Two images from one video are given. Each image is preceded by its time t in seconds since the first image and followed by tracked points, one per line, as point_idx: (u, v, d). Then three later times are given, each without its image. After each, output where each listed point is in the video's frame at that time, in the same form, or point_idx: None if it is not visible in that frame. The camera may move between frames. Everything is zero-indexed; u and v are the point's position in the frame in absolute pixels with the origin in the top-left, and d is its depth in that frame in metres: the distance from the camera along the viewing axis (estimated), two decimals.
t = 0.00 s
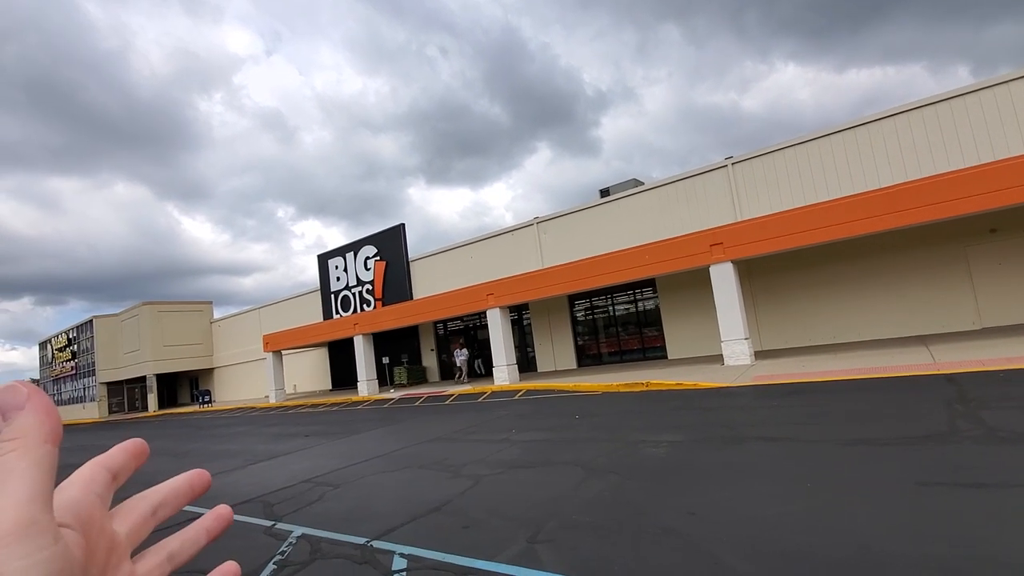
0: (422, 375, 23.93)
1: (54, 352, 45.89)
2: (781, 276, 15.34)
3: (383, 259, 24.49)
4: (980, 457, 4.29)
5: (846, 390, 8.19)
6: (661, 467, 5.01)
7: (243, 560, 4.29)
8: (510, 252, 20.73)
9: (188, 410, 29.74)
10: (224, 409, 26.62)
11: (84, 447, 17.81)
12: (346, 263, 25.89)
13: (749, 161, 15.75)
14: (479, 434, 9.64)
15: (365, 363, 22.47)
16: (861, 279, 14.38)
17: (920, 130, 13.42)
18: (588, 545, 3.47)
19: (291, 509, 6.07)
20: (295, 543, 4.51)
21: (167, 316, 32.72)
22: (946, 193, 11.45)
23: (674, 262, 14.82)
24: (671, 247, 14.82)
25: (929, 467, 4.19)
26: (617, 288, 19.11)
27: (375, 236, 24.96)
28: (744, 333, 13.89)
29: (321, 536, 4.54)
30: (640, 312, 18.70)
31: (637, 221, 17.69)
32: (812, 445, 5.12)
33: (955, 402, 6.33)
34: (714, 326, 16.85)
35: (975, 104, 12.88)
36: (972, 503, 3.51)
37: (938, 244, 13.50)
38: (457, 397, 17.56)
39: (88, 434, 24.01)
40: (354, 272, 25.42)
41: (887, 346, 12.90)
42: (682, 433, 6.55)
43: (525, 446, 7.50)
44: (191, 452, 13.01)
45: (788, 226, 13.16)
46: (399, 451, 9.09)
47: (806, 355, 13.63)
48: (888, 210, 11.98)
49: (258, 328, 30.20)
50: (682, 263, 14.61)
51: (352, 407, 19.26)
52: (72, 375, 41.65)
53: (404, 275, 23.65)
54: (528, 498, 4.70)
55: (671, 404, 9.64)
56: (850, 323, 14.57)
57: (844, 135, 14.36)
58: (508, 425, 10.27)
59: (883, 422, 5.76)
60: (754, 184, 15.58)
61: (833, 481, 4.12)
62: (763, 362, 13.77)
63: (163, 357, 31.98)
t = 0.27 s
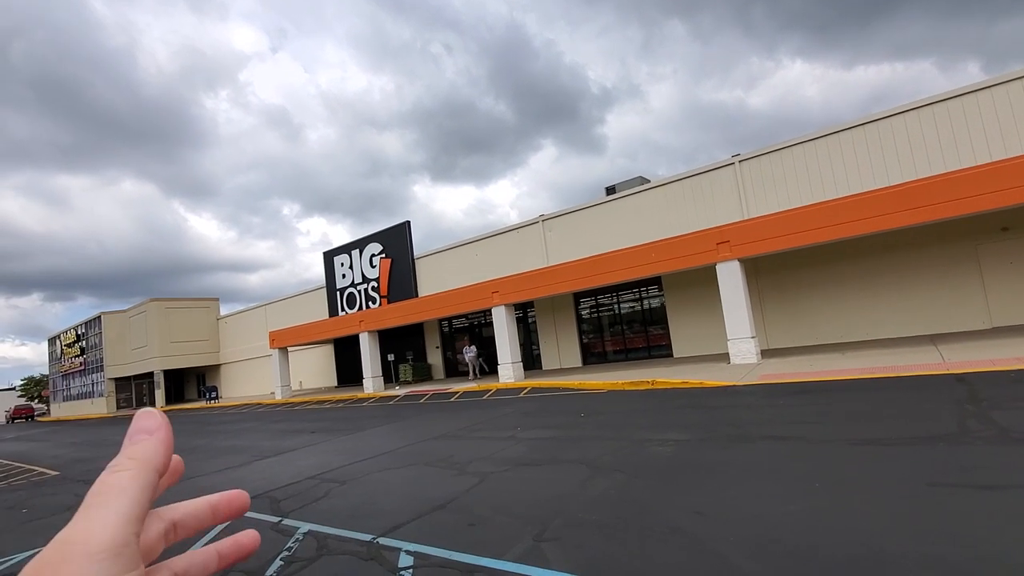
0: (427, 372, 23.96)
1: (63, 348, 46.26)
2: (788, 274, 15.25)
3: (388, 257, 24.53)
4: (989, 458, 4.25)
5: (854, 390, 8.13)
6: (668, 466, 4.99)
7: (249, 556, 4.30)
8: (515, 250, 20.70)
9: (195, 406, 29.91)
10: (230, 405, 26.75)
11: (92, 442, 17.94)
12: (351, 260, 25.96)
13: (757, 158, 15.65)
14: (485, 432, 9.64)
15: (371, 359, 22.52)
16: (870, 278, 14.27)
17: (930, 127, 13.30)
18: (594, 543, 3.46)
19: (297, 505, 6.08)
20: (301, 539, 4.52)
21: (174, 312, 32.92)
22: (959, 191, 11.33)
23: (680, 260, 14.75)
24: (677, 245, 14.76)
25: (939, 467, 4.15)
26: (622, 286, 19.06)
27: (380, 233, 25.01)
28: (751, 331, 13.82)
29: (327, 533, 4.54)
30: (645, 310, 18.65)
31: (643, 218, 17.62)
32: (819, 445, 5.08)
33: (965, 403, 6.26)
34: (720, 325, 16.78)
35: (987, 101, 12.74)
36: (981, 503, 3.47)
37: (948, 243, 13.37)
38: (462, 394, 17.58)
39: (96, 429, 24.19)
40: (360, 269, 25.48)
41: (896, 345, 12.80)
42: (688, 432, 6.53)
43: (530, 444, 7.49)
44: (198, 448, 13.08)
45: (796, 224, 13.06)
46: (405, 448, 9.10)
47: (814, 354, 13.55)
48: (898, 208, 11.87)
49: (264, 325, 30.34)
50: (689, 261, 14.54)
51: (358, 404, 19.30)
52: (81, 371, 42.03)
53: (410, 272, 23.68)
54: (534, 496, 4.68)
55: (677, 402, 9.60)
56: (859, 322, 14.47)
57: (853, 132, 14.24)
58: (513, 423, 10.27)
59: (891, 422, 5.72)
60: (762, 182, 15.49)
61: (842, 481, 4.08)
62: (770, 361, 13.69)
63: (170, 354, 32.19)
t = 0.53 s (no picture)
0: (428, 371, 23.94)
1: (66, 338, 46.47)
2: (793, 280, 15.19)
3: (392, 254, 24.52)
4: (999, 469, 4.20)
5: (858, 398, 8.09)
6: (672, 470, 4.96)
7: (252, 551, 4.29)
8: (519, 250, 20.68)
9: (196, 399, 29.97)
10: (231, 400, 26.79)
11: (93, 433, 17.99)
12: (355, 257, 25.97)
13: (764, 163, 15.60)
14: (486, 432, 9.61)
15: (373, 357, 22.53)
16: (875, 286, 14.21)
17: (938, 136, 13.24)
18: (599, 545, 3.45)
19: (299, 501, 6.07)
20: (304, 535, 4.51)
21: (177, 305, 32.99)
22: (967, 200, 11.27)
23: (685, 264, 14.72)
24: (682, 248, 14.71)
25: (949, 478, 4.11)
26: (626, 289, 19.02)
27: (384, 231, 25.01)
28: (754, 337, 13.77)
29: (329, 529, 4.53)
30: (648, 313, 18.60)
31: (648, 221, 17.58)
32: (826, 452, 5.04)
33: (971, 413, 6.21)
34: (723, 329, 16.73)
35: (996, 110, 12.68)
36: (991, 514, 3.44)
37: (955, 252, 13.31)
38: (463, 393, 17.56)
39: (97, 420, 24.26)
40: (363, 266, 25.49)
41: (900, 354, 12.75)
42: (692, 436, 6.49)
43: (533, 445, 7.46)
44: (199, 441, 13.10)
45: (802, 229, 13.01)
46: (406, 446, 9.08)
47: (817, 360, 13.50)
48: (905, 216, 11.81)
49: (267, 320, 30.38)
50: (694, 265, 14.49)
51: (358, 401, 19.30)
52: (82, 361, 42.20)
53: (413, 271, 23.68)
54: (538, 497, 4.66)
55: (679, 406, 9.57)
56: (863, 329, 14.41)
57: (861, 139, 14.19)
58: (515, 423, 10.24)
59: (897, 431, 5.68)
60: (768, 187, 15.44)
61: (851, 489, 4.04)
62: (773, 366, 13.63)
63: (172, 346, 32.27)
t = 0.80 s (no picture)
0: (426, 372, 23.89)
1: (64, 331, 46.31)
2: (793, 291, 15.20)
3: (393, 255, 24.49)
4: (1004, 486, 4.18)
5: (860, 410, 8.06)
6: (675, 478, 4.94)
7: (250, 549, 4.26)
8: (521, 254, 20.66)
9: (192, 395, 29.85)
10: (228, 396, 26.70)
11: (89, 426, 17.89)
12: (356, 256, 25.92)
13: (768, 173, 15.60)
14: (486, 435, 9.58)
15: (371, 357, 22.47)
16: (876, 298, 14.22)
17: (942, 150, 13.25)
18: (603, 553, 3.43)
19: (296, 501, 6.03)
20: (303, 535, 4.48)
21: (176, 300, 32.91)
22: (972, 215, 11.25)
23: (687, 272, 14.70)
24: (683, 256, 14.71)
25: (953, 493, 4.10)
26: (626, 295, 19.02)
27: (386, 231, 24.98)
28: (754, 346, 13.75)
29: (329, 530, 4.50)
30: (648, 320, 18.59)
31: (650, 228, 17.59)
32: (829, 464, 5.02)
33: (976, 428, 6.18)
34: (723, 338, 16.73)
35: (1001, 127, 12.67)
36: (997, 531, 3.42)
37: (957, 266, 13.31)
38: (461, 396, 17.51)
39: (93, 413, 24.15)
40: (364, 266, 25.45)
41: (900, 367, 12.72)
42: (694, 444, 6.47)
43: (533, 449, 7.44)
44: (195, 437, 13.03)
45: (805, 240, 12.99)
46: (405, 447, 9.04)
47: (817, 371, 13.48)
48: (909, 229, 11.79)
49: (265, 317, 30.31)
50: (695, 273, 14.48)
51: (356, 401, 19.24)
52: (80, 354, 42.09)
53: (414, 271, 23.65)
54: (538, 502, 4.65)
55: (679, 414, 9.53)
56: (863, 341, 14.40)
57: (865, 151, 14.20)
58: (514, 427, 10.20)
59: (900, 444, 5.66)
60: (771, 197, 15.45)
61: (855, 503, 4.02)
62: (773, 376, 13.61)
63: (169, 341, 32.19)
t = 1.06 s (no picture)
0: (424, 378, 23.75)
1: (56, 336, 45.85)
2: (792, 299, 15.19)
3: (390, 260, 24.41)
4: (1015, 494, 4.14)
5: (863, 418, 8.01)
6: (680, 486, 4.87)
7: (248, 559, 4.17)
8: (519, 260, 20.60)
9: (186, 401, 29.58)
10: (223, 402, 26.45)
11: (82, 432, 17.65)
12: (353, 261, 25.84)
13: (766, 181, 15.62)
14: (485, 442, 9.48)
15: (368, 363, 22.32)
16: (875, 306, 14.21)
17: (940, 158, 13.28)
18: (611, 562, 3.37)
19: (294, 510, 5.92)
20: (303, 544, 4.39)
21: (170, 305, 32.67)
22: (973, 223, 11.23)
23: (686, 279, 14.66)
24: (683, 263, 14.68)
25: (964, 502, 4.05)
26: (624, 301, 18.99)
27: (384, 236, 24.91)
28: (754, 353, 13.71)
29: (329, 539, 4.41)
30: (647, 327, 18.54)
31: (648, 234, 17.57)
32: (835, 472, 4.97)
33: (981, 436, 6.14)
34: (721, 345, 16.70)
35: (999, 136, 12.71)
36: (1011, 540, 3.37)
37: (957, 274, 13.30)
38: (458, 402, 17.39)
39: (86, 419, 23.86)
40: (361, 272, 25.35)
41: (900, 375, 12.69)
42: (697, 452, 6.41)
43: (534, 456, 7.36)
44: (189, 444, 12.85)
45: (804, 247, 12.97)
46: (404, 454, 8.94)
47: (817, 379, 13.42)
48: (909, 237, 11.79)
49: (261, 322, 30.12)
50: (695, 280, 14.44)
51: (352, 407, 19.08)
52: (72, 359, 41.64)
53: (411, 277, 23.56)
54: (542, 510, 4.58)
55: (680, 421, 9.46)
56: (862, 349, 14.37)
57: (863, 159, 14.23)
58: (514, 434, 10.11)
59: (906, 452, 5.61)
60: (769, 204, 15.46)
61: (866, 511, 3.97)
62: (773, 384, 13.55)
63: (164, 346, 31.93)
